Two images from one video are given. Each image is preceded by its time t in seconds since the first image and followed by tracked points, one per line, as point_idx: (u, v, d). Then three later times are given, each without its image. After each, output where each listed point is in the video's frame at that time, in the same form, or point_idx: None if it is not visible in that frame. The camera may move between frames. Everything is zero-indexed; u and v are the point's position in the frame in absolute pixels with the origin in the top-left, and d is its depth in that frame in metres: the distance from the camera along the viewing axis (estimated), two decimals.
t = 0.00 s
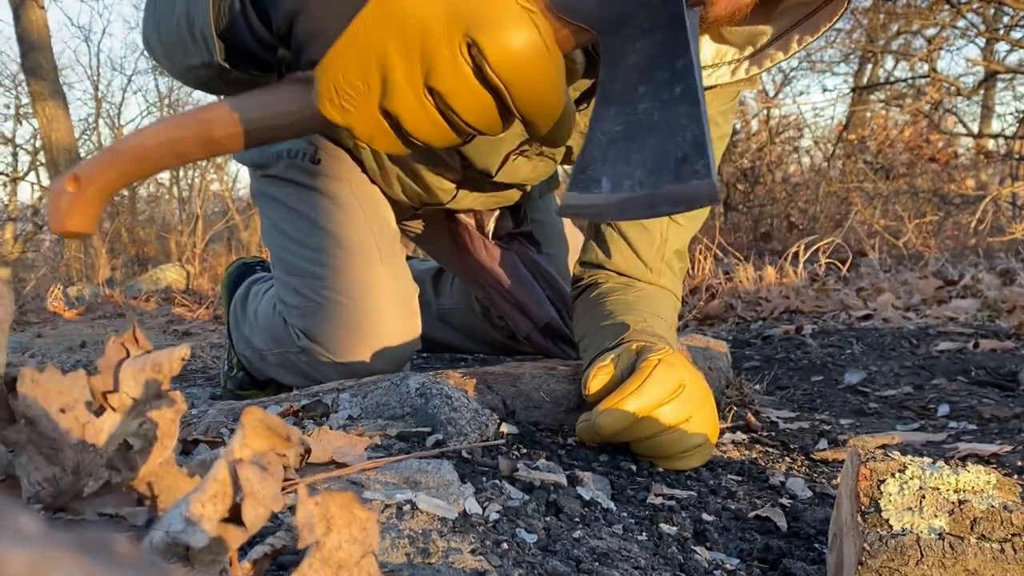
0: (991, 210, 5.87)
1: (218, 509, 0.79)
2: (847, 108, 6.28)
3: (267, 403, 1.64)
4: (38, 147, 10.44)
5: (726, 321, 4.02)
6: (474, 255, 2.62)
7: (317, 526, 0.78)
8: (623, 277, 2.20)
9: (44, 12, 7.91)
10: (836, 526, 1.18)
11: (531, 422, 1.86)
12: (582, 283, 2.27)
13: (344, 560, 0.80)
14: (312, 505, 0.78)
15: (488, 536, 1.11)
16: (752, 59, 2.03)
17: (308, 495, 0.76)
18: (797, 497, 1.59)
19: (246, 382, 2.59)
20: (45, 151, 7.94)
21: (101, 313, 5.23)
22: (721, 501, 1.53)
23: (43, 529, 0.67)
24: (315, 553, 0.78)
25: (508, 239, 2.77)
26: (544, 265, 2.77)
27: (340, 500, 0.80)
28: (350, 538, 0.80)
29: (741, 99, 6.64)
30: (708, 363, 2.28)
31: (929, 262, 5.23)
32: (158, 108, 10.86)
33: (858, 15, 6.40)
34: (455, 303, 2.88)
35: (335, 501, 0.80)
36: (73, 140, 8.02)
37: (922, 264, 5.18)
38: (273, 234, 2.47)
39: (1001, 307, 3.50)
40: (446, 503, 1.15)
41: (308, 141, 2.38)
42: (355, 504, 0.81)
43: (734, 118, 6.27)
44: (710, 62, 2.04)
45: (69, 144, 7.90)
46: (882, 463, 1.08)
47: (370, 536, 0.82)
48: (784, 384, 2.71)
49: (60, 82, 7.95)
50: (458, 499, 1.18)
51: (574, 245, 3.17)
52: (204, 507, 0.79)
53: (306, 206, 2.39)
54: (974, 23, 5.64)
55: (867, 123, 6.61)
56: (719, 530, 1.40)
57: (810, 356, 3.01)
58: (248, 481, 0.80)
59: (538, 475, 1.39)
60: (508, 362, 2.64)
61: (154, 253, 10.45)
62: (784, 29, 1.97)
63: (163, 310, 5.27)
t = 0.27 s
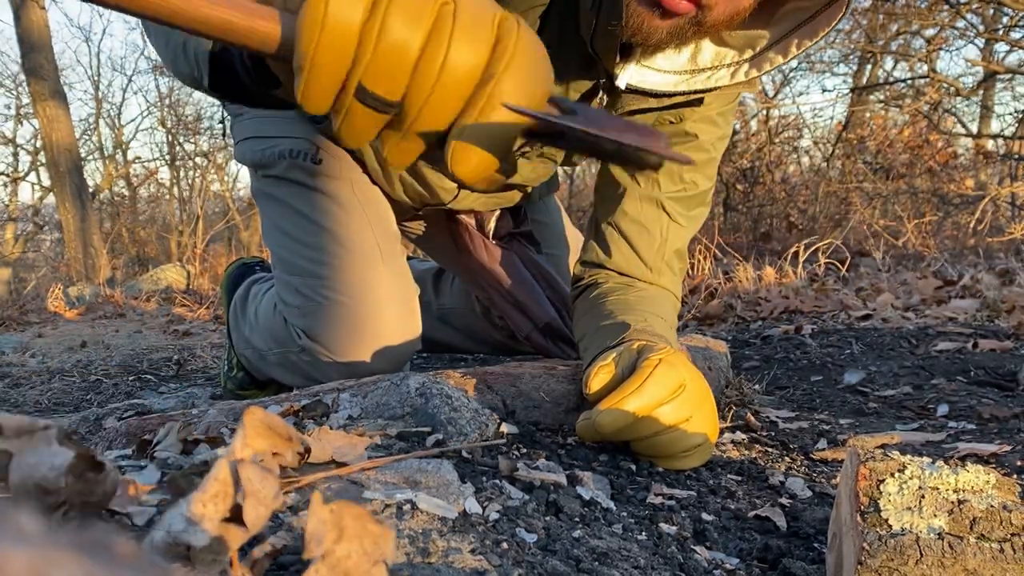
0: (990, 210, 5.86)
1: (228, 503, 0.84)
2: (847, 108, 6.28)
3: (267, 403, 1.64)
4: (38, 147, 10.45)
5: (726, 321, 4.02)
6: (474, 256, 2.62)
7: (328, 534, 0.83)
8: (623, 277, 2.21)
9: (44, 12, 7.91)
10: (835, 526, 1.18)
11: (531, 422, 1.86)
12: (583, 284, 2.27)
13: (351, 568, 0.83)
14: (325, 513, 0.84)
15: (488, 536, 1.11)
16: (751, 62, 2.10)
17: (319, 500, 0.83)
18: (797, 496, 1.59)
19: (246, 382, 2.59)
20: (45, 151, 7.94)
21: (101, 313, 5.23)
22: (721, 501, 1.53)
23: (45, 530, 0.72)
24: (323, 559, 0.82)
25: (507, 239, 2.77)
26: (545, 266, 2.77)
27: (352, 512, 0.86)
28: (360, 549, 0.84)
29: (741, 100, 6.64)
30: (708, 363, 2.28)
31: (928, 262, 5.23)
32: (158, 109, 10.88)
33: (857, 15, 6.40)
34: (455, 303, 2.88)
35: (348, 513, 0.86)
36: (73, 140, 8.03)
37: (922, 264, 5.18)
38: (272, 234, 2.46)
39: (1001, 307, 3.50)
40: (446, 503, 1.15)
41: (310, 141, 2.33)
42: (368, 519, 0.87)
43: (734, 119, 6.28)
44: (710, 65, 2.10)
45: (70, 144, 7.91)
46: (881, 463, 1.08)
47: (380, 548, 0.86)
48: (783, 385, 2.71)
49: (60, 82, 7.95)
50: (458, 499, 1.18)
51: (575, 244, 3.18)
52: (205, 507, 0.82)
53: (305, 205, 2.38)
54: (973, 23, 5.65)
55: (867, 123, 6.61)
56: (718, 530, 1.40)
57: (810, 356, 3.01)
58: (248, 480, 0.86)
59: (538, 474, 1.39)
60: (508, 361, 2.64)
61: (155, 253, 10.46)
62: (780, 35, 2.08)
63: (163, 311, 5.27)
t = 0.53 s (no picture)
0: (990, 210, 5.86)
1: (212, 510, 0.82)
2: (847, 108, 6.28)
3: (267, 403, 1.64)
4: (38, 147, 10.45)
5: (726, 321, 4.03)
6: (475, 255, 2.60)
7: (324, 533, 0.82)
8: (624, 278, 2.20)
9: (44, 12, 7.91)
10: (835, 526, 1.18)
11: (531, 422, 1.86)
12: (583, 284, 2.27)
13: (347, 567, 0.83)
14: (322, 511, 0.83)
15: (488, 536, 1.11)
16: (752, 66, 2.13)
17: (315, 498, 0.82)
18: (797, 497, 1.59)
19: (246, 383, 2.59)
20: (45, 151, 7.95)
21: (101, 313, 5.23)
22: (721, 501, 1.53)
23: (46, 530, 0.72)
24: (319, 559, 0.81)
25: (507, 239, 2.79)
26: (545, 266, 2.77)
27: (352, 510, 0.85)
28: (356, 548, 0.84)
29: (740, 100, 6.64)
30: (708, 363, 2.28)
31: (928, 262, 5.23)
32: (159, 109, 10.89)
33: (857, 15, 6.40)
34: (455, 304, 2.88)
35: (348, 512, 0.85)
36: (74, 140, 8.04)
37: (922, 264, 5.18)
38: (272, 232, 2.45)
39: (1001, 307, 3.50)
40: (446, 503, 1.15)
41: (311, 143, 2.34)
42: (366, 518, 0.87)
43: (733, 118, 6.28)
44: (710, 69, 2.13)
45: (70, 144, 7.92)
46: (882, 462, 1.08)
47: (378, 549, 0.86)
48: (783, 385, 2.71)
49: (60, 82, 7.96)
50: (458, 499, 1.18)
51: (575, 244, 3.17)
52: (198, 508, 0.81)
53: (305, 205, 2.37)
54: (973, 23, 5.65)
55: (867, 123, 6.61)
56: (718, 530, 1.40)
57: (810, 356, 3.01)
58: (236, 487, 0.84)
59: (538, 474, 1.39)
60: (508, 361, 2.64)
61: (155, 253, 10.47)
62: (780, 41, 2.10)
63: (163, 311, 5.27)
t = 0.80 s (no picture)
0: (990, 211, 5.86)
1: (212, 510, 0.82)
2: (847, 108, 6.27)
3: (267, 403, 1.64)
4: (38, 147, 10.45)
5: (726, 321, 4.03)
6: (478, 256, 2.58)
7: (326, 534, 0.83)
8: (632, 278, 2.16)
9: (44, 12, 7.91)
10: (835, 526, 1.18)
11: (531, 422, 1.86)
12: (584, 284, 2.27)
13: (348, 569, 0.83)
14: (324, 511, 0.84)
15: (488, 536, 1.11)
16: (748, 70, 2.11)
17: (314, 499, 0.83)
18: (797, 497, 1.59)
19: (246, 383, 2.60)
20: (45, 151, 7.95)
21: (102, 313, 5.24)
22: (721, 501, 1.53)
23: (45, 530, 0.72)
24: (319, 560, 0.82)
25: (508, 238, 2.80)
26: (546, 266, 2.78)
27: (351, 510, 0.85)
28: (357, 549, 0.84)
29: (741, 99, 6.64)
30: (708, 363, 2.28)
31: (929, 262, 5.23)
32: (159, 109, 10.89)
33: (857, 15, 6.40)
34: (455, 304, 2.88)
35: (347, 511, 0.85)
36: (74, 140, 8.03)
37: (922, 264, 5.18)
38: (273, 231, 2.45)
39: (1001, 307, 3.50)
40: (446, 503, 1.15)
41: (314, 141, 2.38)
42: (365, 517, 0.86)
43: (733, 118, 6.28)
44: (708, 72, 2.09)
45: (70, 144, 7.91)
46: (882, 462, 1.08)
47: (379, 548, 0.86)
48: (783, 385, 2.71)
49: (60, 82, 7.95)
50: (457, 499, 1.18)
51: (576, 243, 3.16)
52: (198, 508, 0.81)
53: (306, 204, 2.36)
54: (973, 23, 5.65)
55: (867, 123, 6.61)
56: (718, 530, 1.40)
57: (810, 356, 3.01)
58: (236, 486, 0.84)
59: (538, 474, 1.39)
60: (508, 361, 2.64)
61: (155, 253, 10.47)
62: (774, 44, 2.08)
63: (163, 310, 5.27)
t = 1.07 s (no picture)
0: (990, 210, 5.86)
1: (214, 511, 0.82)
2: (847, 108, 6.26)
3: (267, 403, 1.64)
4: (38, 147, 10.45)
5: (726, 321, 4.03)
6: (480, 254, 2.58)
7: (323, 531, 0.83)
8: (632, 278, 2.20)
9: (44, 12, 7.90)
10: (835, 526, 1.18)
11: (531, 423, 1.86)
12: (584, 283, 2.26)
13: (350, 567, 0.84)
14: (321, 508, 0.84)
15: (488, 536, 1.11)
16: (754, 81, 2.09)
17: (313, 497, 0.83)
18: (797, 497, 1.59)
19: (246, 383, 2.60)
20: (45, 151, 7.95)
21: (102, 313, 5.24)
22: (721, 501, 1.53)
23: (46, 531, 0.72)
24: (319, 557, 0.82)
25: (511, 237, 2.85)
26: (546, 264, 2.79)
27: (349, 506, 0.85)
28: (356, 545, 0.85)
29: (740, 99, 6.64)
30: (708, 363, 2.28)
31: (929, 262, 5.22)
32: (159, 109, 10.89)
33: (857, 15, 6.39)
34: (456, 304, 2.88)
35: (345, 508, 0.85)
36: (74, 140, 8.03)
37: (922, 264, 5.18)
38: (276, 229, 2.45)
39: (1001, 307, 3.50)
40: (446, 503, 1.15)
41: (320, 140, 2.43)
42: (363, 513, 0.86)
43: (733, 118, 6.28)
44: (716, 79, 2.08)
45: (69, 144, 7.91)
46: (882, 462, 1.07)
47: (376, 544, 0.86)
48: (783, 385, 2.71)
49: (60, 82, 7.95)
50: (458, 499, 1.18)
51: (579, 242, 3.15)
52: (200, 508, 0.81)
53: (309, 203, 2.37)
54: (973, 23, 5.65)
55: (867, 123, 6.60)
56: (718, 530, 1.40)
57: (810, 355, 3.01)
58: (238, 486, 0.84)
59: (538, 474, 1.39)
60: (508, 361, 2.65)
61: (155, 253, 10.47)
62: (782, 57, 2.05)
63: (163, 310, 5.27)
